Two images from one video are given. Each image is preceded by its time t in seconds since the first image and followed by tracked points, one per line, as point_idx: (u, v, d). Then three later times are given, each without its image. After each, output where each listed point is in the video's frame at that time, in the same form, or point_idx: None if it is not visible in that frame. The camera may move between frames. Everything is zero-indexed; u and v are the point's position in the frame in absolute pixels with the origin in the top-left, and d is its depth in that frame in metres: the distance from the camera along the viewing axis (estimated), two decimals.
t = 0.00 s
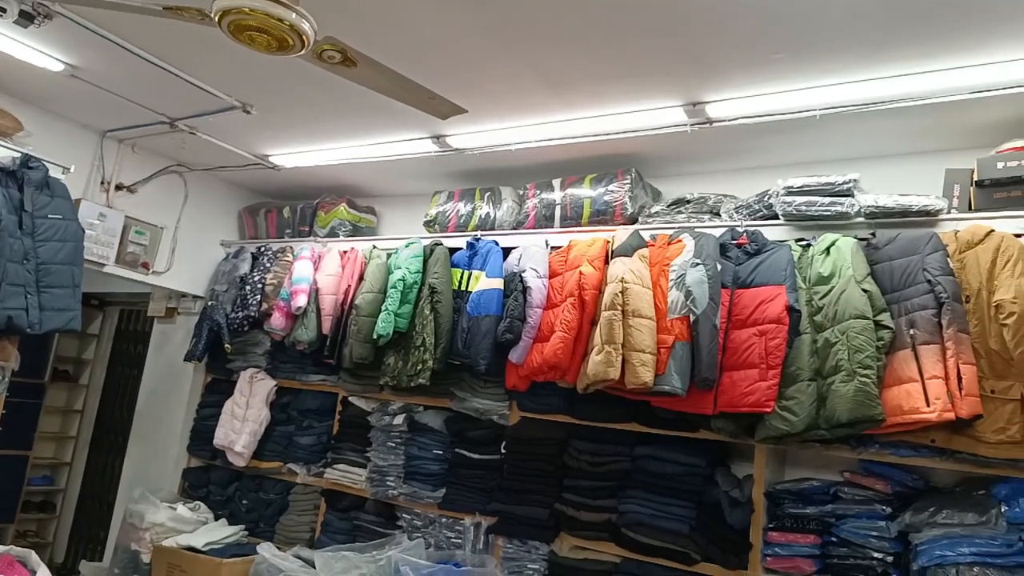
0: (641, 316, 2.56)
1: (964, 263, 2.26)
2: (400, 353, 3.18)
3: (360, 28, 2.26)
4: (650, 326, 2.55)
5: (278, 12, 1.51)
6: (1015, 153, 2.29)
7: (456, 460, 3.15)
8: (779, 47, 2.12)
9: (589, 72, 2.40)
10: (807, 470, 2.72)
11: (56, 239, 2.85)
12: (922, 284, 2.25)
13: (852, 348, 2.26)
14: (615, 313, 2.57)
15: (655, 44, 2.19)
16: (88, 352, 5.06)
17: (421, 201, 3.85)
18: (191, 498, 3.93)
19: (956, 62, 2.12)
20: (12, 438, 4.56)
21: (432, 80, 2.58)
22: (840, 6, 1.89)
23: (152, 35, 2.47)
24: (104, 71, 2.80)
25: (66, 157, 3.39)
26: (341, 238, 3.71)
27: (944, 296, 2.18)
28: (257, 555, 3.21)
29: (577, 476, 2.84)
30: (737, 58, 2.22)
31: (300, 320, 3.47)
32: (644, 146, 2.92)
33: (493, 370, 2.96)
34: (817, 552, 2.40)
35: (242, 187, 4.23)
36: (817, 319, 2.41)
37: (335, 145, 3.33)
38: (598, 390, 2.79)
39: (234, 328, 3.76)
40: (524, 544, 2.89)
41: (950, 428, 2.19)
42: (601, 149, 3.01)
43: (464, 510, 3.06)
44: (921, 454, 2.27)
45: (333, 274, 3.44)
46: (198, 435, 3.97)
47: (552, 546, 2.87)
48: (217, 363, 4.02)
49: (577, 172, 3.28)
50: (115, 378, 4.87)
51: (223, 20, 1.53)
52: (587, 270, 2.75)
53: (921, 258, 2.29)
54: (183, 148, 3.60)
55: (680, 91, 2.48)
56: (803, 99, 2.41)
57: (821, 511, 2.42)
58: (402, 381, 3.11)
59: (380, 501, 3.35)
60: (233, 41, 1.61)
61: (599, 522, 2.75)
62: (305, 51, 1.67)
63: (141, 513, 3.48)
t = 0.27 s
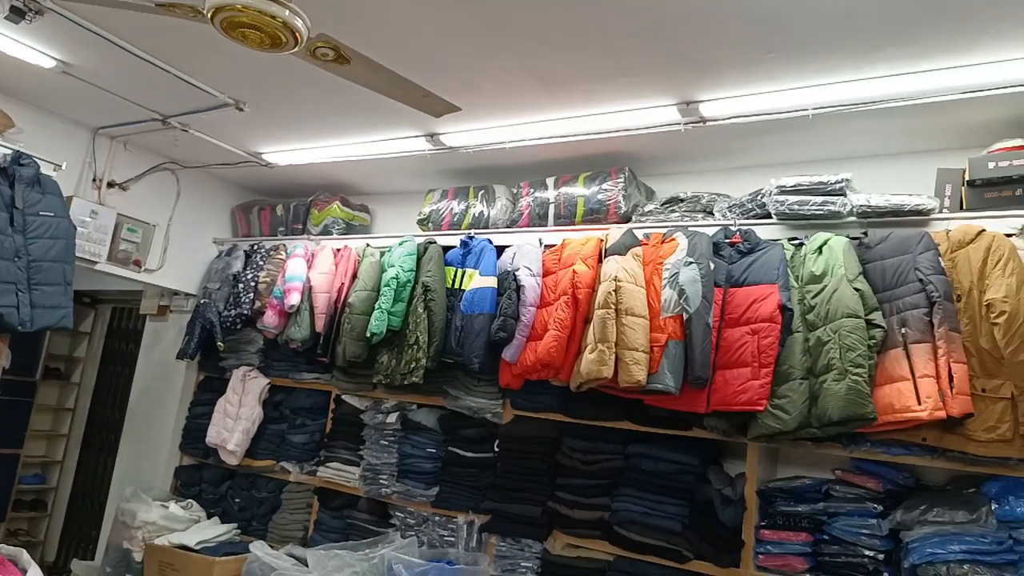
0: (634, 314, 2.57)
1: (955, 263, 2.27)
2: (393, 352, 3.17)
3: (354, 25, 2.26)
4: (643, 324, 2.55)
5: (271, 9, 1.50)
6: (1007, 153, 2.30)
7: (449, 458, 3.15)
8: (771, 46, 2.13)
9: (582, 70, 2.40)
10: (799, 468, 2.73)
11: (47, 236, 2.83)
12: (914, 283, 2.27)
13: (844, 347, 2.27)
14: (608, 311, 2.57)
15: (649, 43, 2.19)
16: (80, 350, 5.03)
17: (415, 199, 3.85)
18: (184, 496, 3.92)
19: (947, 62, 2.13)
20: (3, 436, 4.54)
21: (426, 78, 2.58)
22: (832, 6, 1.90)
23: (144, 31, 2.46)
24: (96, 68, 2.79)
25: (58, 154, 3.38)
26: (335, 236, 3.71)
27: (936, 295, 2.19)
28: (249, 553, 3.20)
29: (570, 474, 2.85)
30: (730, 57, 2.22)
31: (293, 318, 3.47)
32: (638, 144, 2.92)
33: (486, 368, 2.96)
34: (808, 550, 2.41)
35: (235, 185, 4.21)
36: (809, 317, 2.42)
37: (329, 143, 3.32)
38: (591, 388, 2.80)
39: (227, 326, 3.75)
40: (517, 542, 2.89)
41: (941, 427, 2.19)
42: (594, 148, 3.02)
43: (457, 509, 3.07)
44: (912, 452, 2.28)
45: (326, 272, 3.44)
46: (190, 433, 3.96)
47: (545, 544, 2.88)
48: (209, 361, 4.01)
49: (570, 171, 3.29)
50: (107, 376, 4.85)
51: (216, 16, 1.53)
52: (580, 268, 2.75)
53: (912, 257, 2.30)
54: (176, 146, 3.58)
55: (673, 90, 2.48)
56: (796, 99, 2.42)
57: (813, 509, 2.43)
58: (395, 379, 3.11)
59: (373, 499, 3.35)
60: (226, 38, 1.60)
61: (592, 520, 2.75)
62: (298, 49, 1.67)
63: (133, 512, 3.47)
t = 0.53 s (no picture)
0: (628, 313, 2.57)
1: (948, 262, 2.28)
2: (387, 349, 3.17)
3: (348, 23, 2.25)
4: (637, 323, 2.56)
5: (265, 6, 1.50)
6: (999, 152, 2.31)
7: (443, 456, 3.15)
8: (765, 46, 2.13)
9: (577, 68, 2.40)
10: (791, 466, 2.74)
11: (39, 233, 2.82)
12: (906, 282, 2.28)
13: (837, 345, 2.28)
14: (602, 310, 2.58)
15: (643, 41, 2.19)
16: (72, 347, 5.01)
17: (409, 197, 3.85)
18: (176, 494, 3.91)
19: (940, 62, 2.13)
20: None
21: (421, 75, 2.57)
22: (826, 6, 1.91)
23: (137, 27, 2.44)
24: (89, 64, 2.78)
25: (50, 150, 3.36)
26: (329, 233, 3.70)
27: (928, 294, 2.20)
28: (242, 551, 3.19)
29: (563, 472, 2.85)
30: (724, 56, 2.22)
31: (286, 316, 3.46)
32: (632, 143, 2.93)
33: (480, 366, 2.96)
34: (800, 548, 2.42)
35: (228, 182, 4.20)
36: (802, 316, 2.43)
37: (322, 140, 3.31)
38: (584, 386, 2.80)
39: (220, 323, 3.73)
40: (510, 540, 2.90)
41: (933, 425, 2.20)
42: (588, 146, 3.02)
43: (451, 507, 3.07)
44: (904, 450, 2.29)
45: (320, 270, 3.44)
46: (182, 431, 3.94)
47: (538, 542, 2.88)
48: (202, 359, 4.00)
49: (564, 169, 3.29)
50: (99, 374, 4.83)
51: (209, 13, 1.52)
52: (574, 267, 2.75)
53: (905, 256, 2.31)
54: (169, 142, 3.57)
55: (667, 89, 2.48)
56: (790, 98, 2.42)
57: (805, 507, 2.44)
58: (389, 377, 3.10)
59: (366, 497, 3.35)
60: (219, 34, 1.60)
61: (585, 518, 2.76)
62: (292, 46, 1.67)
63: (125, 510, 3.47)
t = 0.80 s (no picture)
0: (621, 312, 2.57)
1: (940, 262, 2.29)
2: (381, 348, 3.17)
3: (342, 21, 2.25)
4: (630, 322, 2.56)
5: (258, 3, 1.50)
6: (991, 153, 2.32)
7: (437, 455, 3.15)
8: (759, 46, 2.14)
9: (571, 67, 2.40)
10: (784, 465, 2.75)
11: (31, 231, 2.81)
12: (898, 281, 2.28)
13: (829, 345, 2.28)
14: (596, 309, 2.58)
15: (637, 40, 2.19)
16: (64, 345, 4.98)
17: (404, 196, 3.84)
18: (169, 493, 3.90)
19: (933, 62, 2.14)
20: None
21: (415, 74, 2.57)
22: (819, 6, 1.91)
23: (130, 24, 2.43)
24: (81, 61, 2.76)
25: (42, 147, 3.34)
26: (322, 232, 3.69)
27: (920, 293, 2.21)
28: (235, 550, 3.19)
29: (557, 471, 2.85)
30: (718, 56, 2.23)
31: (279, 314, 3.45)
32: (626, 142, 2.93)
33: (474, 365, 2.96)
34: (793, 546, 2.43)
35: (221, 180, 4.19)
36: (795, 315, 2.43)
37: (316, 138, 3.31)
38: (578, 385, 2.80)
39: (213, 322, 3.72)
40: (503, 539, 2.90)
41: (924, 424, 2.21)
42: (583, 145, 3.02)
43: (444, 505, 3.07)
44: (896, 449, 2.29)
45: (313, 268, 3.43)
46: (175, 429, 3.93)
47: (532, 540, 2.88)
48: (195, 357, 3.99)
49: (559, 168, 3.29)
50: (92, 372, 4.81)
51: (202, 10, 1.52)
52: (568, 265, 2.75)
53: (897, 256, 2.32)
54: (162, 140, 3.56)
55: (662, 88, 2.49)
56: (784, 98, 2.43)
57: (798, 505, 2.45)
58: (383, 376, 3.10)
59: (360, 496, 3.34)
60: (212, 31, 1.59)
61: (578, 517, 2.76)
62: (285, 43, 1.67)
63: (118, 508, 3.46)
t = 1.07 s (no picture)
0: (614, 310, 2.58)
1: (930, 261, 2.30)
2: (373, 346, 3.16)
3: (334, 18, 2.24)
4: (623, 320, 2.56)
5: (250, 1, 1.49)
6: (981, 153, 2.34)
7: (429, 453, 3.15)
8: (751, 45, 2.15)
9: (564, 66, 2.40)
10: (775, 463, 2.77)
11: (21, 228, 2.79)
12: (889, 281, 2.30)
13: (820, 343, 2.29)
14: (588, 307, 2.58)
15: (630, 39, 2.19)
16: (55, 343, 4.96)
17: (396, 194, 3.84)
18: (161, 492, 3.89)
19: (923, 62, 2.15)
20: None
21: (408, 72, 2.56)
22: (812, 5, 1.92)
23: (121, 21, 2.42)
24: (72, 58, 2.75)
25: (33, 145, 3.32)
26: (315, 230, 3.68)
27: (910, 292, 2.22)
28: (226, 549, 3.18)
29: (549, 470, 2.86)
30: (711, 55, 2.23)
31: (272, 313, 3.44)
32: (619, 141, 2.93)
33: (466, 364, 2.96)
34: (784, 544, 2.44)
35: (213, 177, 4.17)
36: (787, 314, 2.44)
37: (309, 136, 3.30)
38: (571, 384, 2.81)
39: (205, 320, 3.71)
40: (496, 537, 2.91)
41: (915, 422, 2.22)
42: (575, 144, 3.02)
43: (437, 504, 3.07)
44: (887, 448, 2.31)
45: (306, 266, 3.42)
46: (167, 428, 3.92)
47: (524, 539, 2.88)
48: (187, 356, 3.97)
49: (551, 167, 3.29)
50: (83, 371, 4.79)
51: (194, 7, 1.51)
52: (561, 264, 2.75)
53: (888, 255, 2.33)
54: (153, 137, 3.54)
55: (654, 87, 2.49)
56: (776, 97, 2.44)
57: (789, 503, 2.46)
58: (375, 374, 3.10)
59: (352, 494, 3.34)
60: (203, 28, 1.59)
61: (570, 515, 2.76)
62: (278, 41, 1.66)
63: (109, 508, 3.44)
